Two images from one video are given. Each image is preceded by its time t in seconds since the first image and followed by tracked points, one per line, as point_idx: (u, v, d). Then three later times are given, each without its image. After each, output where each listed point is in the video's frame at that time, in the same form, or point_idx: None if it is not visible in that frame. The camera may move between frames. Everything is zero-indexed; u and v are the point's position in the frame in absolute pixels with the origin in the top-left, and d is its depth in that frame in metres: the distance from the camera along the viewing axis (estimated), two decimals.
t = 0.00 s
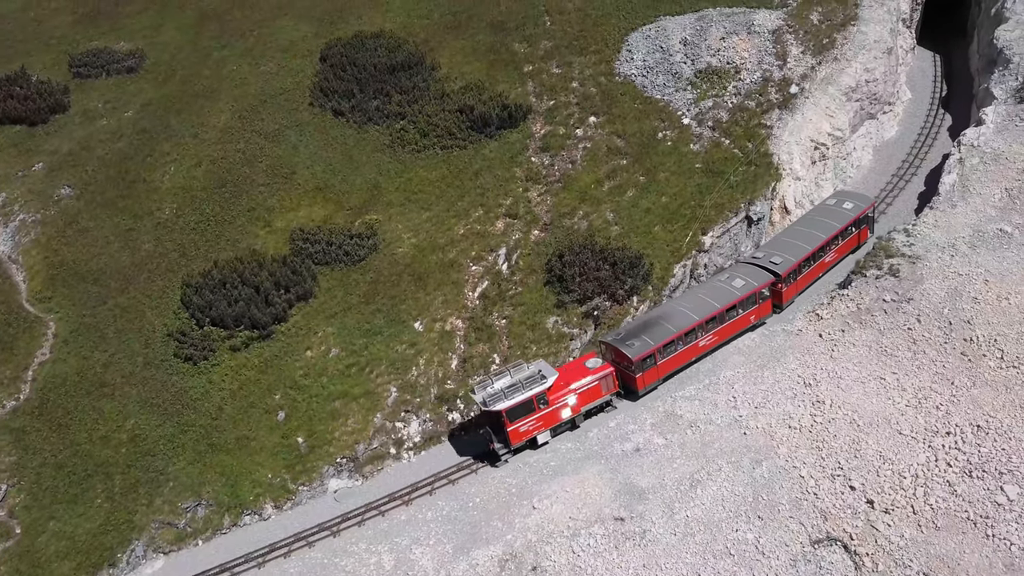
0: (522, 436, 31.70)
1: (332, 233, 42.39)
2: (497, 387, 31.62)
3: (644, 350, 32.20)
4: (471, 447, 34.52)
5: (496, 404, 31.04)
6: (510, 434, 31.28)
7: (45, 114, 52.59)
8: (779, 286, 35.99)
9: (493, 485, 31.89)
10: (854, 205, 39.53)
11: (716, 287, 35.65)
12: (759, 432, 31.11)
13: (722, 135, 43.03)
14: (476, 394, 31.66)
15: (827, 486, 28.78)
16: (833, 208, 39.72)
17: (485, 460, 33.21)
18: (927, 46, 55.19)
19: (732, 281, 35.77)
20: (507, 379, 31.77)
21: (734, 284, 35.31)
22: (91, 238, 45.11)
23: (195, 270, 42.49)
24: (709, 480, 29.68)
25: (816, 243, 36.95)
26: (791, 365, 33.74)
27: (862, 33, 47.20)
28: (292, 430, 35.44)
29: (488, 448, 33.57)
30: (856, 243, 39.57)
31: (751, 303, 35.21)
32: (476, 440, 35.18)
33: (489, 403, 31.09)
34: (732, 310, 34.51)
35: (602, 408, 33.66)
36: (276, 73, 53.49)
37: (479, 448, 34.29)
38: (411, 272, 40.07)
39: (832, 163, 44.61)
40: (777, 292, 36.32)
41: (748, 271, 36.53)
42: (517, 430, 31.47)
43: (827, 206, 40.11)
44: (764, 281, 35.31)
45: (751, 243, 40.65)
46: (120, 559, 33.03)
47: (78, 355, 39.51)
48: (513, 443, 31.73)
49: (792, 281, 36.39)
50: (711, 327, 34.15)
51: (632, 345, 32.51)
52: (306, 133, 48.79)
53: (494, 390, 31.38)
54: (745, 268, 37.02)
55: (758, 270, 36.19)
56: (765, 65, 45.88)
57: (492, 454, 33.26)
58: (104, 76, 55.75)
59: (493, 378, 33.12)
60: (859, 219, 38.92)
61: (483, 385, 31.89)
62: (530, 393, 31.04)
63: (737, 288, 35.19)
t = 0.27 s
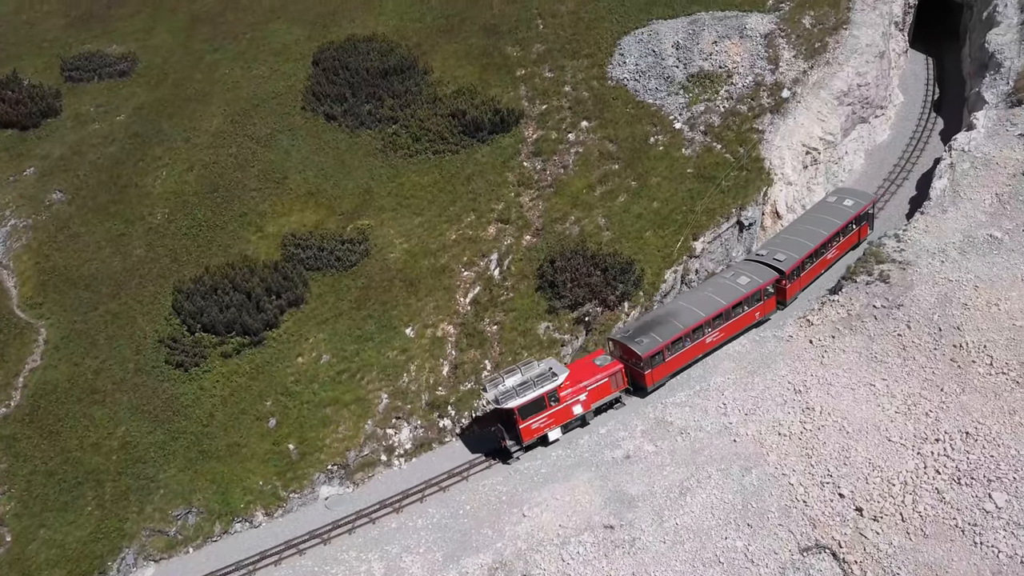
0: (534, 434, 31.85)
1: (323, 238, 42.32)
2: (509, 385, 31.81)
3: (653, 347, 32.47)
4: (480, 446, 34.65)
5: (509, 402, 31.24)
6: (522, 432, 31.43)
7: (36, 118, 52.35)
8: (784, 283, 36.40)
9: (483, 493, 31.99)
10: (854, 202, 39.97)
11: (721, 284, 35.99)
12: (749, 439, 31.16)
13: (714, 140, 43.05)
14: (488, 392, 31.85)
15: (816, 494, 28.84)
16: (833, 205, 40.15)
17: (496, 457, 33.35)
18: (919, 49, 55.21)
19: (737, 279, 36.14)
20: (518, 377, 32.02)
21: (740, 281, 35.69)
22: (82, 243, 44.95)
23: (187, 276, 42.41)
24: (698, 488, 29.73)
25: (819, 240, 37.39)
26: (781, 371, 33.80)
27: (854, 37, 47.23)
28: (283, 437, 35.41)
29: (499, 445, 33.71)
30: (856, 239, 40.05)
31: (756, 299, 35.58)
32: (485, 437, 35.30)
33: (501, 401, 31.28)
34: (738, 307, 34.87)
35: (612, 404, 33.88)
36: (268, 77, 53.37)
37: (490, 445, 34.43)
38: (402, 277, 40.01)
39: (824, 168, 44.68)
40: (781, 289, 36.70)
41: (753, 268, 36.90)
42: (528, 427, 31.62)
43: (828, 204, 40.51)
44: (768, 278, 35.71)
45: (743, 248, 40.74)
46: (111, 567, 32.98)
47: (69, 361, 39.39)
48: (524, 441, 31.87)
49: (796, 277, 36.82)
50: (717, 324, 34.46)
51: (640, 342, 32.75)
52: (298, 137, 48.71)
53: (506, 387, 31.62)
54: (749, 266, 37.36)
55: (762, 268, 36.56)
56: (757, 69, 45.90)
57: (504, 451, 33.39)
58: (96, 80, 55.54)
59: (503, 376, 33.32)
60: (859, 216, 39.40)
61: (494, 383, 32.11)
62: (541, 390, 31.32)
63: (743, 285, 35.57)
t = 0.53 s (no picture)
0: (545, 431, 32.03)
1: (315, 243, 42.24)
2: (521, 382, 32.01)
3: (662, 343, 32.78)
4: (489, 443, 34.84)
5: (521, 399, 31.43)
6: (534, 429, 31.61)
7: (28, 122, 52.16)
8: (788, 279, 36.77)
9: (473, 500, 32.08)
10: (855, 199, 40.43)
11: (726, 282, 36.33)
12: (738, 446, 31.21)
13: (706, 144, 43.06)
14: (500, 389, 32.06)
15: (806, 501, 28.90)
16: (833, 202, 40.59)
17: (507, 454, 33.55)
18: (912, 52, 55.23)
19: (742, 276, 36.49)
20: (529, 374, 32.19)
21: (744, 278, 36.05)
22: (74, 248, 44.80)
23: (178, 282, 42.30)
24: (688, 495, 29.78)
25: (821, 237, 37.75)
26: (772, 378, 33.85)
27: (846, 41, 47.29)
28: (274, 444, 35.38)
29: (510, 442, 33.90)
30: (856, 236, 40.56)
31: (760, 296, 35.98)
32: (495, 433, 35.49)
33: (513, 398, 31.47)
34: (743, 303, 35.24)
35: (621, 401, 34.10)
36: (261, 81, 53.28)
37: (500, 442, 34.63)
38: (394, 283, 39.96)
39: (815, 172, 44.72)
40: (784, 285, 37.11)
41: (757, 265, 37.24)
42: (540, 424, 31.79)
43: (828, 201, 40.92)
44: (773, 275, 36.09)
45: (734, 253, 40.82)
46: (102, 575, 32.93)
47: (61, 368, 39.28)
48: (536, 438, 32.04)
49: (800, 274, 37.22)
50: (724, 321, 34.81)
51: (649, 339, 33.03)
52: (290, 141, 48.62)
53: (518, 384, 31.78)
54: (752, 263, 37.71)
55: (766, 265, 36.94)
56: (749, 73, 45.93)
57: (514, 448, 33.59)
58: (89, 84, 55.35)
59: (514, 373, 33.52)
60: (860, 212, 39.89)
61: (506, 380, 32.28)
62: (553, 387, 31.48)
63: (748, 282, 35.91)
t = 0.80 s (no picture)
0: (556, 427, 32.32)
1: (308, 249, 42.17)
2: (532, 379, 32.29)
3: (670, 340, 33.09)
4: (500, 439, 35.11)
5: (532, 396, 31.71)
6: (545, 425, 31.89)
7: (20, 126, 51.85)
8: (791, 276, 37.18)
9: (464, 508, 32.19)
10: (855, 196, 40.92)
11: (731, 279, 36.65)
12: (729, 453, 31.27)
13: (698, 149, 43.07)
14: (511, 386, 32.33)
15: (795, 509, 28.95)
16: (834, 199, 41.05)
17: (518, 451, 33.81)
18: (905, 54, 55.26)
19: (746, 273, 36.83)
20: (539, 371, 32.49)
21: (749, 274, 36.40)
22: (65, 254, 44.60)
23: (170, 287, 42.18)
24: (678, 503, 29.85)
25: (823, 234, 38.21)
26: (763, 384, 33.90)
27: (838, 45, 47.32)
28: (266, 450, 35.37)
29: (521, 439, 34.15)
30: (857, 232, 41.05)
31: (765, 293, 36.37)
32: (505, 430, 35.76)
33: (525, 395, 31.74)
34: (749, 300, 35.61)
35: (630, 397, 34.45)
36: (253, 84, 53.15)
37: (510, 439, 34.89)
38: (386, 289, 39.90)
39: (808, 177, 44.74)
40: (788, 282, 37.51)
41: (760, 262, 37.61)
42: (551, 421, 32.11)
43: (829, 198, 41.38)
44: (777, 272, 36.49)
45: (726, 258, 40.82)
46: None
47: (52, 374, 39.12)
48: (547, 434, 32.37)
49: (802, 270, 37.64)
50: (730, 317, 35.17)
51: (658, 336, 33.31)
52: (283, 146, 48.52)
53: (529, 381, 32.08)
54: (756, 260, 38.07)
55: (769, 262, 37.34)
56: (741, 77, 45.94)
57: (525, 445, 33.86)
58: (81, 87, 55.07)
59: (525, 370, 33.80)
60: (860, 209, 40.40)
61: (517, 377, 32.56)
62: (563, 384, 31.81)
63: (752, 279, 36.28)
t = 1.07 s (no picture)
0: (567, 424, 32.59)
1: (300, 254, 42.09)
2: (543, 376, 32.52)
3: (679, 337, 33.47)
4: (511, 437, 35.31)
5: (544, 393, 31.94)
6: (557, 422, 32.16)
7: (13, 131, 51.64)
8: (794, 273, 37.65)
9: (455, 515, 32.31)
10: (854, 193, 41.50)
11: (735, 276, 37.06)
12: (719, 461, 31.32)
13: (690, 154, 43.11)
14: (523, 384, 32.56)
15: (785, 516, 29.00)
16: (834, 196, 41.60)
17: (530, 448, 34.04)
18: (898, 58, 55.31)
19: (750, 270, 37.23)
20: (550, 368, 32.70)
21: (754, 271, 36.87)
22: (58, 259, 44.40)
23: (163, 293, 42.07)
24: (669, 510, 29.91)
25: (825, 230, 38.70)
26: (754, 391, 33.95)
27: (831, 49, 47.35)
28: (257, 457, 35.38)
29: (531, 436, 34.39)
30: (857, 229, 41.62)
31: (769, 289, 36.85)
32: (515, 427, 35.96)
33: (536, 392, 31.97)
34: (753, 297, 36.08)
35: (639, 394, 34.75)
36: (247, 89, 53.07)
37: (521, 436, 35.10)
38: (378, 295, 39.87)
39: (800, 182, 44.77)
40: (791, 279, 38.00)
41: (764, 259, 38.05)
42: (562, 418, 32.35)
43: (829, 195, 41.91)
44: (781, 269, 36.97)
45: (718, 263, 40.75)
46: None
47: (44, 381, 38.97)
48: (558, 431, 32.60)
49: (805, 267, 38.12)
50: (735, 314, 35.63)
51: (666, 333, 33.68)
52: (276, 150, 48.45)
53: (541, 378, 32.27)
54: (760, 256, 38.54)
55: (772, 258, 37.82)
56: (734, 82, 45.98)
57: (537, 442, 34.09)
58: (74, 91, 54.85)
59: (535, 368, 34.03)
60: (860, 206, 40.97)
61: (528, 375, 32.73)
62: (575, 381, 32.08)
63: (757, 276, 36.71)
